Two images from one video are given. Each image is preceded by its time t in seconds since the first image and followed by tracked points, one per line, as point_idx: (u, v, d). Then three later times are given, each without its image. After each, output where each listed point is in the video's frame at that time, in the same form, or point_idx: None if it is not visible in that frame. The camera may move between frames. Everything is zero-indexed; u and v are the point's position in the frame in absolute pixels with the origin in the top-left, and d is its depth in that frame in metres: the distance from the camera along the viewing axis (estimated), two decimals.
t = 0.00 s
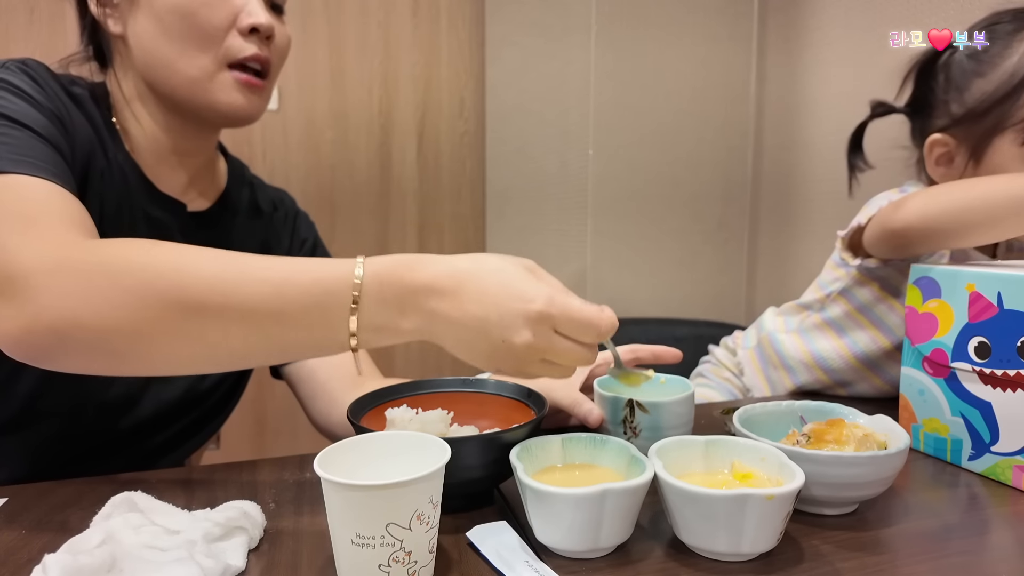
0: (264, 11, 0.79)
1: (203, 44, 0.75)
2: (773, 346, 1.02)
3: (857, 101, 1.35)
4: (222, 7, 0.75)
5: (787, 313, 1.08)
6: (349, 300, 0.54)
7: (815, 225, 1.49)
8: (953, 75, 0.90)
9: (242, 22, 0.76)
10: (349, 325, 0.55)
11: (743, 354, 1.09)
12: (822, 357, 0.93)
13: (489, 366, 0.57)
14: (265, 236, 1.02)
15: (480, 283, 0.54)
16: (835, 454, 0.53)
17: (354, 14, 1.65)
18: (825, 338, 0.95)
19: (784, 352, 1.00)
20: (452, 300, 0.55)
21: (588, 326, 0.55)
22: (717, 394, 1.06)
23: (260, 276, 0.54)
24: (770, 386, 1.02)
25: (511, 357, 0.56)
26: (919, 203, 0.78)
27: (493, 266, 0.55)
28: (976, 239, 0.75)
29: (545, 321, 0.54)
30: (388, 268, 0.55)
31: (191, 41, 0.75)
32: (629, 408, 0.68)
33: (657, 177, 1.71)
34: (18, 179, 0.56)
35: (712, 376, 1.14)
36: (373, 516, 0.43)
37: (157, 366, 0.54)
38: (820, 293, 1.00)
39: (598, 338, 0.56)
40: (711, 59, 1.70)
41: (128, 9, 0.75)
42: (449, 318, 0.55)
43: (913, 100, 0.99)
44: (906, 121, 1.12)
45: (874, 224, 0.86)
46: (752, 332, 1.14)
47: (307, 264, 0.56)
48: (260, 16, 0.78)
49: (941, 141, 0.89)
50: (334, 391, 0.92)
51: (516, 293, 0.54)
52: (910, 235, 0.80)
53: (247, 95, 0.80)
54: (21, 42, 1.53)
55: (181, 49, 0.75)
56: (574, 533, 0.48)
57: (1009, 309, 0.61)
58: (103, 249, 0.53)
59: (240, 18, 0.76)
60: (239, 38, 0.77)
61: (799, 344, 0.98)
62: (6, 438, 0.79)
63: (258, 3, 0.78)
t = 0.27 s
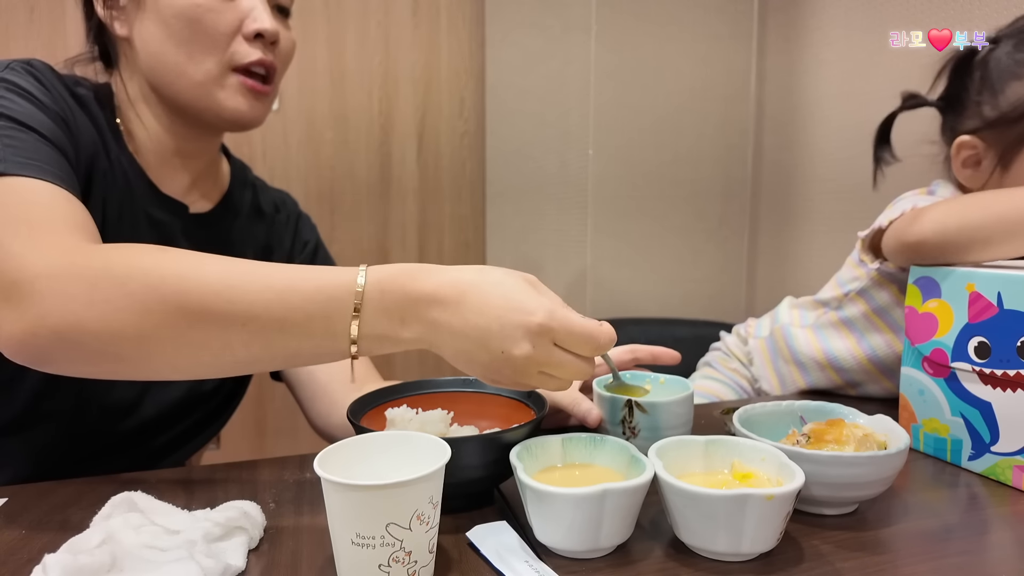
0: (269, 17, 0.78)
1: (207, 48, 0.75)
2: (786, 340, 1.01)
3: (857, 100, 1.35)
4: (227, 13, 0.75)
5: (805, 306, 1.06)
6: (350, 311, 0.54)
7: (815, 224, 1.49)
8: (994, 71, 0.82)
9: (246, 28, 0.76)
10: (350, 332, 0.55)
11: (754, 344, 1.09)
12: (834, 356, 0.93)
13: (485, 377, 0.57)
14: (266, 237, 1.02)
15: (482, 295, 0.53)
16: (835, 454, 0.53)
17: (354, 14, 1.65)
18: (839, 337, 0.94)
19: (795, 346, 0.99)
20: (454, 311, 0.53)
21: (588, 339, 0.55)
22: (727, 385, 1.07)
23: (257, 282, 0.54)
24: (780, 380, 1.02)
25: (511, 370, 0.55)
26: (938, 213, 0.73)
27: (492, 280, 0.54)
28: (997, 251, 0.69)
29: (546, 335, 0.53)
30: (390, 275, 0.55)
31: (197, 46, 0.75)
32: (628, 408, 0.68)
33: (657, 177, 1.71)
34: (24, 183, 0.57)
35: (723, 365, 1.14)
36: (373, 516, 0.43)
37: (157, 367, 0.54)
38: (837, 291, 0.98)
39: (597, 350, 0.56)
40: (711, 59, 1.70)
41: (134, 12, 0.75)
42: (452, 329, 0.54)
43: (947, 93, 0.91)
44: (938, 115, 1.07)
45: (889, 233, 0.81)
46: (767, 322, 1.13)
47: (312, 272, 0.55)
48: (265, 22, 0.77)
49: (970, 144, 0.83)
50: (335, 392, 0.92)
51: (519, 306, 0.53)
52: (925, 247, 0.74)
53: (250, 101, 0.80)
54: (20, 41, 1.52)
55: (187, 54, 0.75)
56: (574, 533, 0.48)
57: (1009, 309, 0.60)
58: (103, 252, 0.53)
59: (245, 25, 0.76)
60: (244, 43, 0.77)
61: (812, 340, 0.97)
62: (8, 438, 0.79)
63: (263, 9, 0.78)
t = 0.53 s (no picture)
0: (269, 17, 0.78)
1: (207, 47, 0.75)
2: (788, 342, 1.01)
3: (858, 100, 1.35)
4: (227, 13, 0.75)
5: (807, 307, 1.06)
6: (329, 309, 0.54)
7: (815, 224, 1.49)
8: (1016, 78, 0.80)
9: (246, 28, 0.76)
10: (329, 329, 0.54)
11: (756, 345, 1.09)
12: (837, 358, 0.93)
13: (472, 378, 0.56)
14: (266, 237, 1.02)
15: (464, 291, 0.52)
16: (835, 454, 0.53)
17: (354, 14, 1.65)
18: (842, 339, 0.94)
19: (798, 346, 0.99)
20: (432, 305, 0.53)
21: (576, 339, 0.53)
22: (729, 386, 1.07)
23: (251, 280, 0.53)
24: (783, 381, 1.02)
25: (494, 369, 0.54)
26: (941, 215, 0.72)
27: (475, 276, 0.53)
28: (995, 254, 0.69)
29: (530, 334, 0.52)
30: (371, 271, 0.54)
31: (198, 46, 0.75)
32: (628, 408, 0.68)
33: (657, 177, 1.71)
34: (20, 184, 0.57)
35: (725, 366, 1.14)
36: (373, 515, 0.43)
37: (157, 367, 0.54)
38: (840, 292, 0.98)
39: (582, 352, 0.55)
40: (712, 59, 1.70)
41: (134, 11, 0.75)
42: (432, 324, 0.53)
43: (966, 89, 0.88)
44: (952, 109, 1.06)
45: (891, 233, 0.80)
46: (769, 322, 1.13)
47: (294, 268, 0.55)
48: (265, 22, 0.77)
49: (980, 148, 0.83)
50: (334, 393, 0.92)
51: (502, 303, 0.52)
52: (925, 249, 0.73)
53: (251, 99, 0.80)
54: (20, 41, 1.52)
55: (187, 54, 0.75)
56: (574, 533, 0.48)
57: (1009, 309, 0.61)
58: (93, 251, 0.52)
59: (244, 24, 0.76)
60: (244, 44, 0.77)
61: (815, 342, 0.97)
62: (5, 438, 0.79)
63: (264, 10, 0.78)
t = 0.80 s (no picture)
0: (264, 15, 0.78)
1: (206, 46, 0.75)
2: (788, 343, 1.01)
3: (858, 99, 1.35)
4: (222, 10, 0.75)
5: (806, 308, 1.06)
6: (313, 291, 0.53)
7: (815, 224, 1.49)
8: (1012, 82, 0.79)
9: (242, 24, 0.76)
10: (313, 298, 0.53)
11: (755, 347, 1.09)
12: (838, 359, 0.92)
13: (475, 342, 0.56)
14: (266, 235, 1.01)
15: (449, 257, 0.52)
16: (835, 454, 0.53)
17: (353, 14, 1.65)
18: (843, 340, 0.94)
19: (797, 346, 0.99)
20: (420, 269, 0.52)
21: (572, 293, 0.52)
22: (729, 387, 1.07)
23: (244, 278, 0.53)
24: (783, 382, 1.02)
25: (493, 333, 0.54)
26: (935, 217, 0.72)
27: (458, 239, 0.52)
28: (988, 255, 0.69)
29: (522, 293, 0.52)
30: (350, 247, 0.53)
31: (193, 44, 0.75)
32: (628, 408, 0.68)
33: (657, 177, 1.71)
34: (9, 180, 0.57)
35: (725, 367, 1.13)
36: (373, 516, 0.43)
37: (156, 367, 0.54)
38: (839, 292, 0.98)
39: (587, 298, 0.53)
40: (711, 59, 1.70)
41: (130, 10, 0.75)
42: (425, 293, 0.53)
43: (959, 90, 0.88)
44: (945, 110, 1.07)
45: (886, 236, 0.80)
46: (768, 324, 1.13)
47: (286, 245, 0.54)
48: (260, 20, 0.77)
49: (973, 151, 0.83)
50: (334, 393, 0.92)
51: (491, 265, 0.51)
52: (921, 251, 0.72)
53: (247, 94, 0.80)
54: (19, 41, 1.52)
55: (184, 51, 0.75)
56: (575, 533, 0.48)
57: (1010, 309, 0.60)
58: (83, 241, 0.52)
59: (239, 20, 0.76)
60: (239, 40, 0.77)
61: (816, 343, 0.97)
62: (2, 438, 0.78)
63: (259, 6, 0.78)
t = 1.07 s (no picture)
0: (264, 12, 0.78)
1: (206, 45, 0.75)
2: (788, 343, 1.01)
3: (858, 99, 1.35)
4: (221, 8, 0.75)
5: (805, 309, 1.07)
6: (359, 202, 0.54)
7: (815, 224, 1.49)
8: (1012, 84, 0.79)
9: (241, 22, 0.76)
10: (369, 235, 0.55)
11: (755, 349, 1.09)
12: (838, 359, 0.92)
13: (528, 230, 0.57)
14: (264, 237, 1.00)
15: (485, 140, 0.52)
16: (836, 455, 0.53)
17: (353, 14, 1.65)
18: (843, 340, 0.94)
19: (797, 347, 0.99)
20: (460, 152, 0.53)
21: (609, 148, 0.52)
22: (729, 388, 1.07)
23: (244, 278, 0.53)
24: (782, 383, 1.02)
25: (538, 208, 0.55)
26: (937, 218, 0.72)
27: (496, 117, 0.53)
28: (995, 257, 0.69)
29: (560, 156, 0.52)
30: (392, 149, 0.53)
31: (189, 42, 0.75)
32: (628, 408, 0.67)
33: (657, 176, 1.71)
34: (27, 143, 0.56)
35: (725, 368, 1.13)
36: (373, 516, 0.43)
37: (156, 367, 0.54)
38: (840, 292, 0.98)
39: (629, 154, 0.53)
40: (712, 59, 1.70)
41: (128, 9, 0.76)
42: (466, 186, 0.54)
43: (959, 92, 0.88)
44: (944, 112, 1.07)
45: (887, 237, 0.80)
46: (767, 326, 1.13)
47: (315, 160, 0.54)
48: (259, 17, 0.77)
49: (972, 153, 0.83)
50: (334, 394, 0.92)
51: (526, 133, 0.52)
52: (923, 252, 0.72)
53: (247, 95, 0.79)
54: (19, 41, 1.52)
55: (181, 50, 0.75)
56: (575, 534, 0.48)
57: (1010, 310, 0.60)
58: (118, 180, 0.52)
59: (239, 19, 0.76)
60: (239, 39, 0.76)
61: (815, 344, 0.97)
62: None
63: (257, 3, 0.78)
